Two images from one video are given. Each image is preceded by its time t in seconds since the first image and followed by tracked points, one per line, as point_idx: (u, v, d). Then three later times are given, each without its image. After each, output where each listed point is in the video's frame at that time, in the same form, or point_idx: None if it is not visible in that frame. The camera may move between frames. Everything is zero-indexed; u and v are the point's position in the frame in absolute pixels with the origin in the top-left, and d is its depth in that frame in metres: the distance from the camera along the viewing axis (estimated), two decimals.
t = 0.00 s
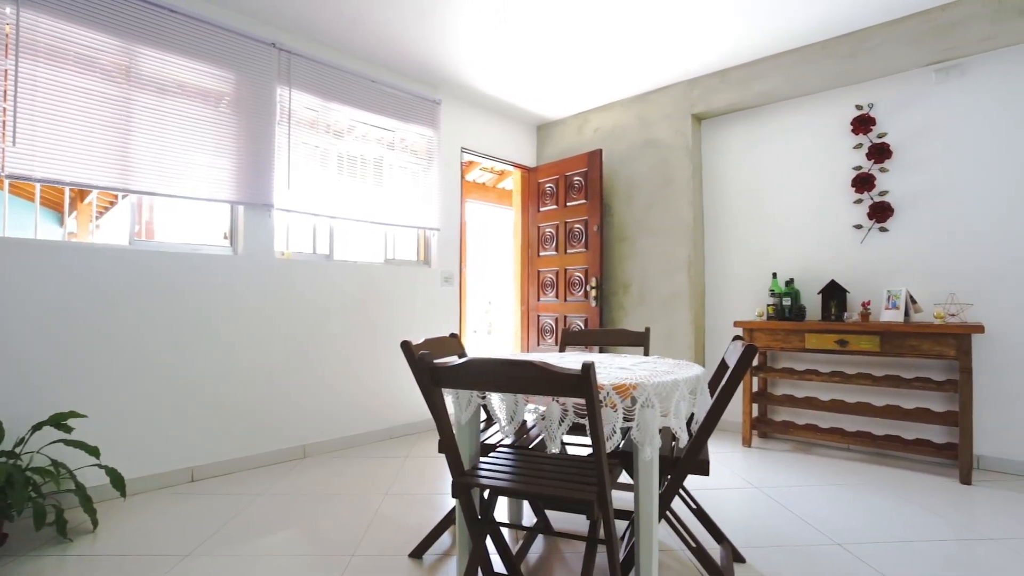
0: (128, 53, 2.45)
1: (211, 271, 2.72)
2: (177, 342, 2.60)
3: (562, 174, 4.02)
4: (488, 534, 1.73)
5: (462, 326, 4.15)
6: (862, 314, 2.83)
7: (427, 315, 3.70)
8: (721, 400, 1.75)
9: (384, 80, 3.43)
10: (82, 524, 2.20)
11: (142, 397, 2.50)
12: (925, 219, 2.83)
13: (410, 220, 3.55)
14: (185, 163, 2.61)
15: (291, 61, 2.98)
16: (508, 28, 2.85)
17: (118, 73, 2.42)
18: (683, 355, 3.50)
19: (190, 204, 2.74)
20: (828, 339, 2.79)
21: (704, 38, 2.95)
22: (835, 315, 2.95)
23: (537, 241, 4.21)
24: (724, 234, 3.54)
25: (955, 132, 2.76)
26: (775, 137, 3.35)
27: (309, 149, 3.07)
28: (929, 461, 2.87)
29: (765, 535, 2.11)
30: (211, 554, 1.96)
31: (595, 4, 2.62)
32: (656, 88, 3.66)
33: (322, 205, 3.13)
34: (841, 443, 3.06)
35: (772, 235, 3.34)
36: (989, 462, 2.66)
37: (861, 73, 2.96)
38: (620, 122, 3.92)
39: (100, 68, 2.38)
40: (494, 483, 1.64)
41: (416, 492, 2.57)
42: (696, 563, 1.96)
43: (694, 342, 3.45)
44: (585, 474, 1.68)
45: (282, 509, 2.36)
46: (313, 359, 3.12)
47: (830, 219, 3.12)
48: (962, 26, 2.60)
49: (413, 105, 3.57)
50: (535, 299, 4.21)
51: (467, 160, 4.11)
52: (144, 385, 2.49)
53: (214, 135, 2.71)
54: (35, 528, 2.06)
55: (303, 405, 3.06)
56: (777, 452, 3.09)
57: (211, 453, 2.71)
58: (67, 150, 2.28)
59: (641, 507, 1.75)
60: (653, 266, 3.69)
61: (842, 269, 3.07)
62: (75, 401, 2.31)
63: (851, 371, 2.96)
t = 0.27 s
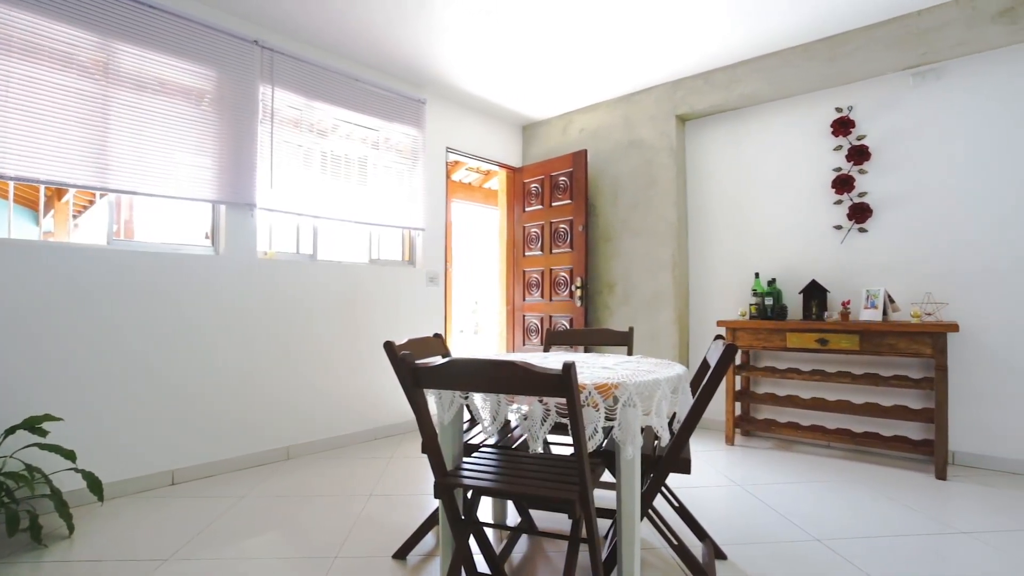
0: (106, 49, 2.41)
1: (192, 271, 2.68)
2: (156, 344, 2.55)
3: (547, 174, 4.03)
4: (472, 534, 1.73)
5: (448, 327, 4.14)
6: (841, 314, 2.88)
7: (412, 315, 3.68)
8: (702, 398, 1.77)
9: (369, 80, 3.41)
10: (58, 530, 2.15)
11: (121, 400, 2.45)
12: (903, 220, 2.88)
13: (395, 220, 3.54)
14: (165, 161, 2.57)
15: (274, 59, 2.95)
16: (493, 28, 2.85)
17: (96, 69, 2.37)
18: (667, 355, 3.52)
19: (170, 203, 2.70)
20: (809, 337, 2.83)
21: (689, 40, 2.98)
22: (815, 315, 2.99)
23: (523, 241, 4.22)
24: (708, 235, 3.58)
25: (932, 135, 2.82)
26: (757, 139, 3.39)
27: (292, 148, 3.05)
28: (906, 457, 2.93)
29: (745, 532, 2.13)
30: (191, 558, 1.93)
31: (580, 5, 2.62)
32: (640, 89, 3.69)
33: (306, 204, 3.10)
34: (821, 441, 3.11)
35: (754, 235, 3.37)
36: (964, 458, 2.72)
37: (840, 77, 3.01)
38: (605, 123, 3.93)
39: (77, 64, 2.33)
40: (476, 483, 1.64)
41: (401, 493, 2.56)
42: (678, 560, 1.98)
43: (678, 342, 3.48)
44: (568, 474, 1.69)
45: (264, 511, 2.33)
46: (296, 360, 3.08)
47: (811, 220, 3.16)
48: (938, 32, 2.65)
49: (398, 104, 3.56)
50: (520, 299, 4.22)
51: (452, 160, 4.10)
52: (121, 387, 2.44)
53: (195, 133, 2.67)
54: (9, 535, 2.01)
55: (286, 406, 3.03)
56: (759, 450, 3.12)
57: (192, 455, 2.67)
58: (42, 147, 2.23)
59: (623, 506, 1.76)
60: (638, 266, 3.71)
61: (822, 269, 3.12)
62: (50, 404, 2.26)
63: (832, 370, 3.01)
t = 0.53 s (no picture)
0: (84, 45, 2.36)
1: (172, 271, 2.64)
2: (134, 345, 2.51)
3: (533, 175, 4.03)
4: (455, 534, 1.73)
5: (433, 327, 4.13)
6: (822, 313, 2.92)
7: (396, 315, 3.67)
8: (684, 397, 1.78)
9: (353, 79, 3.39)
10: (33, 535, 2.10)
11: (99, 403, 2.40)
12: (881, 220, 2.94)
13: (379, 220, 3.52)
14: (145, 159, 2.52)
15: (256, 57, 2.92)
16: (478, 28, 2.86)
17: (72, 65, 2.33)
18: (652, 354, 3.55)
19: (149, 202, 2.65)
20: (791, 336, 2.86)
21: (673, 42, 3.00)
22: (797, 314, 3.03)
23: (508, 241, 4.22)
24: (691, 235, 3.61)
25: (909, 137, 2.87)
26: (740, 140, 3.43)
27: (276, 147, 3.02)
28: (885, 454, 2.98)
29: (726, 529, 2.16)
30: (171, 562, 1.90)
31: (566, 5, 2.63)
32: (625, 90, 3.71)
33: (289, 204, 3.08)
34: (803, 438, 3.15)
35: (737, 235, 3.41)
36: (940, 454, 2.77)
37: (820, 79, 3.05)
38: (590, 124, 3.95)
39: (53, 59, 2.28)
40: (459, 483, 1.64)
41: (385, 494, 2.55)
42: (661, 558, 1.99)
43: (662, 341, 3.50)
44: (551, 473, 1.69)
45: (246, 514, 2.31)
46: (279, 362, 3.05)
47: (793, 220, 3.21)
48: (914, 36, 2.70)
49: (383, 104, 3.54)
50: (505, 299, 4.22)
51: (438, 160, 4.09)
52: (99, 390, 2.40)
53: (176, 131, 2.63)
54: None
55: (268, 408, 3.00)
56: (741, 448, 3.16)
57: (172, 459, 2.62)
58: (16, 144, 2.18)
59: (606, 505, 1.77)
60: (623, 266, 3.73)
61: (803, 268, 3.16)
62: (24, 408, 2.21)
63: (813, 368, 3.05)
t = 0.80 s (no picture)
0: (60, 40, 2.30)
1: (153, 271, 2.60)
2: (111, 347, 2.46)
3: (518, 174, 4.04)
4: (438, 534, 1.72)
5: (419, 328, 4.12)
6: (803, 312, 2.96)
7: (381, 315, 3.65)
8: (665, 396, 1.79)
9: (338, 78, 3.37)
10: (6, 541, 2.05)
11: (74, 406, 2.34)
12: (861, 221, 2.99)
13: (363, 220, 3.50)
14: (124, 157, 2.48)
15: (238, 54, 2.89)
16: (463, 27, 2.85)
17: (48, 61, 2.27)
18: (636, 353, 3.57)
19: (128, 201, 2.60)
20: (773, 336, 2.90)
21: (658, 44, 3.02)
22: (779, 313, 3.07)
23: (494, 241, 4.22)
24: (676, 235, 3.63)
25: (887, 140, 2.93)
26: (723, 141, 3.47)
27: (258, 146, 2.99)
28: (864, 450, 3.03)
29: (708, 527, 2.18)
30: (151, 566, 1.88)
31: (557, 3, 2.61)
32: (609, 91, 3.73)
33: (272, 203, 3.05)
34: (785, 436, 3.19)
35: (720, 235, 3.44)
36: (917, 450, 2.83)
37: (800, 82, 3.09)
38: (575, 125, 3.96)
39: (27, 55, 2.22)
40: (441, 483, 1.64)
41: (369, 495, 2.54)
42: (644, 556, 2.00)
43: (647, 341, 3.53)
44: (532, 473, 1.69)
45: (228, 517, 2.28)
46: (262, 362, 3.02)
47: (774, 221, 3.25)
48: (891, 40, 2.75)
49: (367, 103, 3.52)
50: (491, 299, 4.22)
51: (424, 160, 4.07)
52: (76, 393, 2.35)
53: (156, 129, 2.58)
54: None
55: (250, 410, 2.96)
56: (724, 446, 3.19)
57: (152, 462, 2.58)
58: None
59: (588, 504, 1.77)
60: (608, 266, 3.75)
61: (785, 269, 3.20)
62: None
63: (794, 367, 3.09)
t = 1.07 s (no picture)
0: (34, 35, 2.26)
1: (132, 271, 2.56)
2: (89, 348, 2.42)
3: (503, 175, 4.04)
4: (421, 534, 1.72)
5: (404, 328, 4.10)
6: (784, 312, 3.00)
7: (366, 316, 3.64)
8: (647, 396, 1.80)
9: (322, 76, 3.35)
10: None
11: (50, 409, 2.30)
12: (841, 222, 3.03)
13: (347, 220, 3.47)
14: (102, 155, 2.44)
15: (220, 52, 2.86)
16: (448, 27, 2.85)
17: (22, 56, 2.22)
18: (621, 353, 3.59)
19: (106, 200, 2.55)
20: (756, 335, 2.93)
21: (644, 45, 3.04)
22: (761, 313, 3.11)
23: (479, 241, 4.22)
24: (660, 235, 3.66)
25: (867, 142, 2.98)
26: (706, 142, 3.50)
27: (241, 145, 2.96)
28: (844, 448, 3.08)
29: (689, 525, 2.20)
30: (130, 570, 1.85)
31: (543, 4, 2.62)
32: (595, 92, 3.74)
33: (255, 203, 3.02)
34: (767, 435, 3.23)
35: (704, 236, 3.47)
36: (895, 448, 2.88)
37: (782, 84, 3.13)
38: (561, 125, 3.98)
39: None
40: (423, 484, 1.64)
41: (354, 497, 2.53)
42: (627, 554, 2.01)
43: (632, 340, 3.55)
44: (515, 473, 1.69)
45: (210, 520, 2.26)
46: (244, 363, 2.99)
47: (756, 222, 3.29)
48: (870, 44, 2.80)
49: (352, 102, 3.51)
50: (476, 299, 4.22)
51: (409, 160, 4.06)
52: (52, 395, 2.30)
53: (135, 127, 2.55)
54: None
55: (232, 412, 2.93)
56: (708, 445, 3.22)
57: (131, 465, 2.54)
58: None
59: (571, 503, 1.78)
60: (594, 266, 3.76)
61: (767, 269, 3.24)
62: None
63: (777, 366, 3.12)
